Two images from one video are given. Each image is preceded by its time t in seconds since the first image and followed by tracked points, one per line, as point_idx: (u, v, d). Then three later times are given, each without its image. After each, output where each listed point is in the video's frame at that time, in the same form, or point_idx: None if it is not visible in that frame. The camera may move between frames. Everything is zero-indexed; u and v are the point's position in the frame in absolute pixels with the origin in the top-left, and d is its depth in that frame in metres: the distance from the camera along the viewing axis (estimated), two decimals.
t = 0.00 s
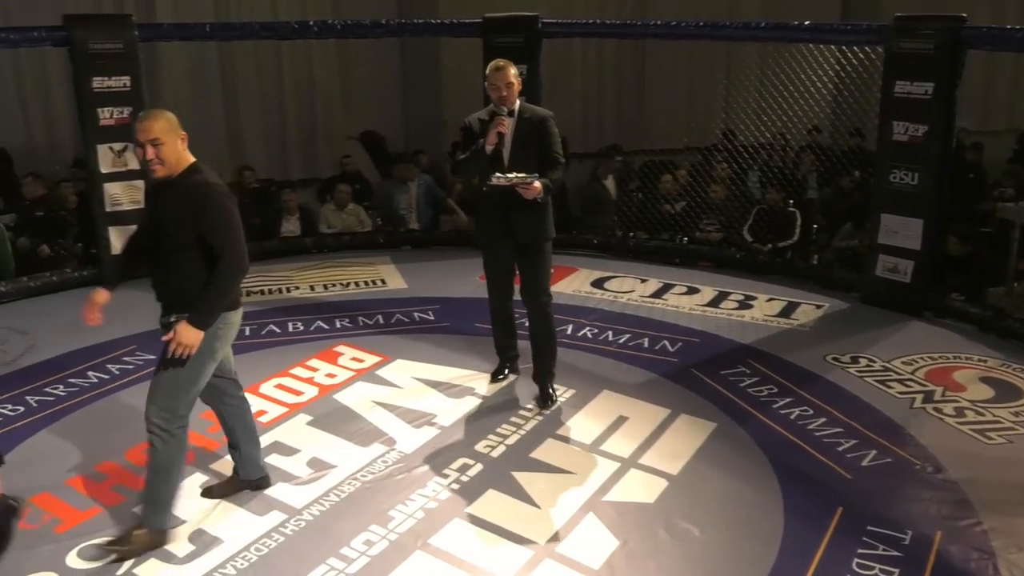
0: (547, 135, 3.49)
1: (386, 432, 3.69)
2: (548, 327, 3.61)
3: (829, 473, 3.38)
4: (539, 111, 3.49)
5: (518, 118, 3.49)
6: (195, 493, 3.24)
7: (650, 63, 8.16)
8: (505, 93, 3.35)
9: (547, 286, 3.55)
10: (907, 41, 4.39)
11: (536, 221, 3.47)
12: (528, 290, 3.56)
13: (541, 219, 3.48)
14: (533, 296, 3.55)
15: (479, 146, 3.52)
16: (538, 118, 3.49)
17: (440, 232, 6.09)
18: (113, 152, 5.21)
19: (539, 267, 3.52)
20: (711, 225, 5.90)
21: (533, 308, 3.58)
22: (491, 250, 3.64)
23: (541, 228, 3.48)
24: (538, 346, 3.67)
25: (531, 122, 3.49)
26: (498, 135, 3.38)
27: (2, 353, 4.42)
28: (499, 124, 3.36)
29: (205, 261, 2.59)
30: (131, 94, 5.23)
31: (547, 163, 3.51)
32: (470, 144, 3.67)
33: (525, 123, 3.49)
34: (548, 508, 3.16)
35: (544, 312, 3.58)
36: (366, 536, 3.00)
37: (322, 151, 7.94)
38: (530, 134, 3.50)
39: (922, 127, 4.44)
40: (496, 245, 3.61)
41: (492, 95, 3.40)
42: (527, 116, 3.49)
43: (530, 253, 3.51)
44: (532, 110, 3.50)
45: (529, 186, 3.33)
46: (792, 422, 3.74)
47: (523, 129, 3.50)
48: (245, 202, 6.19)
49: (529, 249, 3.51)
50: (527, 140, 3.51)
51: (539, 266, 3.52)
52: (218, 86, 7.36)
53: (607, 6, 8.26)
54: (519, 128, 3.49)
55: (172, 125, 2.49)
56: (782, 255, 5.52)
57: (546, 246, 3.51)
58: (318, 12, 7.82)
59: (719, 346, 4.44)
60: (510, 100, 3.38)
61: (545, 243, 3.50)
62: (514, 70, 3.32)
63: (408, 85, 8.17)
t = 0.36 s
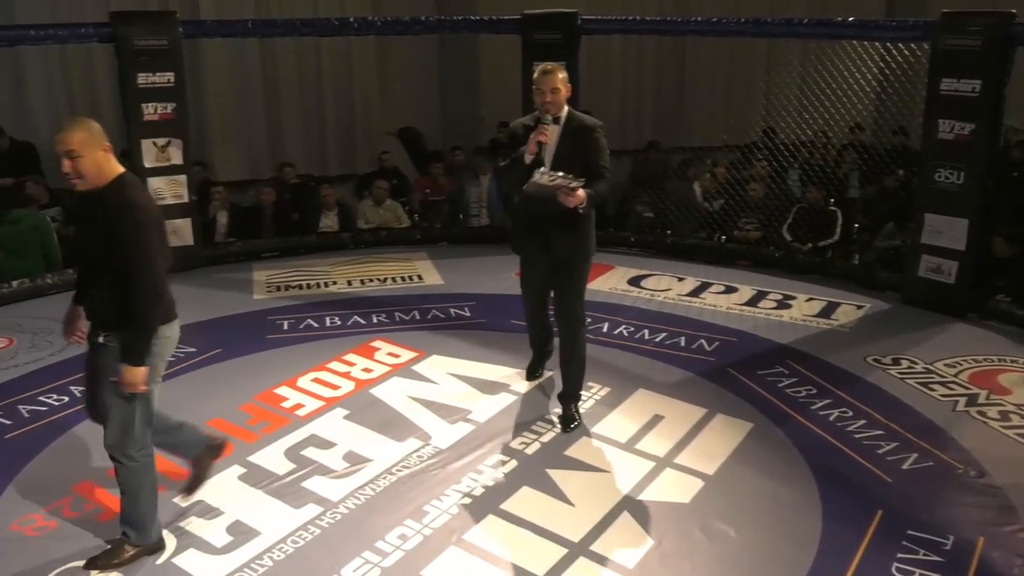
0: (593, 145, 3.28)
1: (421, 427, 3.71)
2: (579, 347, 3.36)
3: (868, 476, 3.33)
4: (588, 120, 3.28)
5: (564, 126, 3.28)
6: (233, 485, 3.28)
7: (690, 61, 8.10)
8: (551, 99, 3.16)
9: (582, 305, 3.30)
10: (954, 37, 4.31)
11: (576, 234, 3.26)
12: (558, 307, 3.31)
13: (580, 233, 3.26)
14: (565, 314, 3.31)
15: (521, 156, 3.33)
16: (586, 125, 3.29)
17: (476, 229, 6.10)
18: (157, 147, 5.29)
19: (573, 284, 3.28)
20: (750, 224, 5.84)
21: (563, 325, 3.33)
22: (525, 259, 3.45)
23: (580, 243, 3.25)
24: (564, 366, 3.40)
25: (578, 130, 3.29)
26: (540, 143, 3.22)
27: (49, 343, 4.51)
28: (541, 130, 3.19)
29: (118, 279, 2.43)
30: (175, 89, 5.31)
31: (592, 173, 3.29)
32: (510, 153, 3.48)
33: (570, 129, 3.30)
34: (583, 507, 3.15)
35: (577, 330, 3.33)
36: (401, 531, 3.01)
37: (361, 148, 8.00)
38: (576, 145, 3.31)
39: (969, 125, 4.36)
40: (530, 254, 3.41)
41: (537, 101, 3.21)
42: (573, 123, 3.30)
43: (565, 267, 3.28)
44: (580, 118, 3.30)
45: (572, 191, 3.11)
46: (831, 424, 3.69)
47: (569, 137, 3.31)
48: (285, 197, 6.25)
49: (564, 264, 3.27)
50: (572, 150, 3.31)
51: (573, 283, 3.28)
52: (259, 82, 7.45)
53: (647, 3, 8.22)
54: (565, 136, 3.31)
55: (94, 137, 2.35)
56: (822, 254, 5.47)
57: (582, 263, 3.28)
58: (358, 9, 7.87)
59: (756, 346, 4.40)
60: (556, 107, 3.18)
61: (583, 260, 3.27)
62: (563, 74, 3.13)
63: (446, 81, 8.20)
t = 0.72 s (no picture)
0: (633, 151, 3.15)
1: (450, 425, 3.72)
2: (614, 348, 3.36)
3: (902, 480, 3.29)
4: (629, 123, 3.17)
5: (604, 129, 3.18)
6: (264, 481, 3.31)
7: (722, 60, 8.07)
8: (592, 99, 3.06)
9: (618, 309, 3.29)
10: (992, 36, 4.25)
11: (615, 244, 3.18)
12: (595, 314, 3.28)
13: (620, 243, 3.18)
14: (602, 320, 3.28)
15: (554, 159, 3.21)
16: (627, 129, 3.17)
17: (505, 229, 6.11)
18: (191, 146, 5.36)
19: (610, 292, 3.24)
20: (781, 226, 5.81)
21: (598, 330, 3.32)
22: (551, 274, 3.30)
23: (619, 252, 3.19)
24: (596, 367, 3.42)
25: (619, 134, 3.17)
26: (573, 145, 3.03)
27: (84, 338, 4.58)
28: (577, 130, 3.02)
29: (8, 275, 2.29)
30: (209, 88, 5.37)
31: (629, 180, 3.18)
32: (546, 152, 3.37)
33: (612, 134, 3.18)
34: (612, 507, 3.14)
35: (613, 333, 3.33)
36: (428, 529, 3.02)
37: (391, 147, 8.04)
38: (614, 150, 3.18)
39: (1008, 125, 4.29)
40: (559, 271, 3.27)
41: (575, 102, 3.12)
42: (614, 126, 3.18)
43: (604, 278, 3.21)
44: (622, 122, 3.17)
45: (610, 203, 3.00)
46: (864, 427, 3.65)
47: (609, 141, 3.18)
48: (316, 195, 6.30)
49: (602, 275, 3.20)
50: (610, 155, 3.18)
51: (611, 291, 3.23)
52: (291, 82, 7.51)
53: (679, 3, 8.19)
54: (605, 139, 3.19)
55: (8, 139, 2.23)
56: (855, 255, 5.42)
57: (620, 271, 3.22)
58: (390, 10, 7.92)
59: (787, 347, 4.37)
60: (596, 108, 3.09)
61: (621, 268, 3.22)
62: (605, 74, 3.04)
63: (477, 81, 8.21)
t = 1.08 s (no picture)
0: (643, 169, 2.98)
1: (467, 425, 3.72)
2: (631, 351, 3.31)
3: (923, 484, 3.27)
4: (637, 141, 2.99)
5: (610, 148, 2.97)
6: (281, 479, 3.32)
7: (742, 59, 8.01)
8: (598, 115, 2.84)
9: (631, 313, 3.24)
10: (1015, 36, 4.22)
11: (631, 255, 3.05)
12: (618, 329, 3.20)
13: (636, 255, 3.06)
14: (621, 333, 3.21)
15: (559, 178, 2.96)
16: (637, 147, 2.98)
17: (522, 229, 6.11)
18: (211, 145, 5.39)
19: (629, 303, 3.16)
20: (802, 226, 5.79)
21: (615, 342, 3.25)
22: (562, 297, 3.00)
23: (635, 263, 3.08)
24: (611, 373, 3.38)
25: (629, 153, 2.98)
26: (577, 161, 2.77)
27: (106, 336, 4.62)
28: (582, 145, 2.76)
29: None
30: (230, 88, 5.40)
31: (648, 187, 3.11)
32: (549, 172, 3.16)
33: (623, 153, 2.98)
34: (628, 508, 3.13)
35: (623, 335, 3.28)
36: (445, 528, 3.02)
37: (409, 148, 8.06)
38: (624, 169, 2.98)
39: None
40: (580, 308, 3.00)
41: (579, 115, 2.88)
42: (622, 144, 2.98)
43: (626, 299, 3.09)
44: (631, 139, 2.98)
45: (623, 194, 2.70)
46: (884, 430, 3.62)
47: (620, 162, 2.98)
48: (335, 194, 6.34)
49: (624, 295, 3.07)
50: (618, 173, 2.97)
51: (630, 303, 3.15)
52: (311, 82, 7.55)
53: (699, 3, 8.16)
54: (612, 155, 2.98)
55: None
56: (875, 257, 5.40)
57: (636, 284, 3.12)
58: (410, 10, 7.95)
59: (806, 349, 4.34)
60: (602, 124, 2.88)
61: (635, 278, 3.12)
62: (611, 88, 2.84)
63: (496, 81, 8.22)
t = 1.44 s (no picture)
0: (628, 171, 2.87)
1: (477, 425, 3.72)
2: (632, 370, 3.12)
3: (934, 486, 3.25)
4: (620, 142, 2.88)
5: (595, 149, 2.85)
6: (292, 478, 3.33)
7: (754, 60, 7.97)
8: (581, 115, 2.73)
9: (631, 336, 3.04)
10: None
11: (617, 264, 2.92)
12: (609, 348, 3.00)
13: (625, 263, 2.92)
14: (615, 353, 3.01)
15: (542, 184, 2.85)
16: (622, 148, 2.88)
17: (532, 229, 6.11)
18: (223, 145, 5.41)
19: (623, 321, 2.98)
20: (813, 226, 5.78)
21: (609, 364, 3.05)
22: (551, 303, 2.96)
23: (626, 273, 2.94)
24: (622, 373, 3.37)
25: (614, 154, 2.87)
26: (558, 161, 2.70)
27: (118, 335, 4.64)
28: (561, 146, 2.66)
29: None
30: (241, 89, 5.42)
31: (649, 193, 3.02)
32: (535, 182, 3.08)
33: (608, 154, 2.87)
34: (637, 509, 3.13)
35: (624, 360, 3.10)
36: (455, 528, 3.02)
37: (420, 147, 8.07)
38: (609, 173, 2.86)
39: None
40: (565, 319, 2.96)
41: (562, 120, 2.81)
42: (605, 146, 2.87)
43: (611, 309, 2.93)
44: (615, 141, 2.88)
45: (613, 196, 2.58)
46: (896, 432, 3.61)
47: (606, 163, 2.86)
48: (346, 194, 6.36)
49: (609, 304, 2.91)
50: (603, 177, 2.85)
51: (623, 320, 2.97)
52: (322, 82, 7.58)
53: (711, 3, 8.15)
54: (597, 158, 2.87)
55: None
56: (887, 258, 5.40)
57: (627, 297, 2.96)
58: (421, 10, 7.97)
59: (818, 350, 4.33)
60: (585, 124, 2.77)
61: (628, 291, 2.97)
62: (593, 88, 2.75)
63: (507, 81, 8.23)
